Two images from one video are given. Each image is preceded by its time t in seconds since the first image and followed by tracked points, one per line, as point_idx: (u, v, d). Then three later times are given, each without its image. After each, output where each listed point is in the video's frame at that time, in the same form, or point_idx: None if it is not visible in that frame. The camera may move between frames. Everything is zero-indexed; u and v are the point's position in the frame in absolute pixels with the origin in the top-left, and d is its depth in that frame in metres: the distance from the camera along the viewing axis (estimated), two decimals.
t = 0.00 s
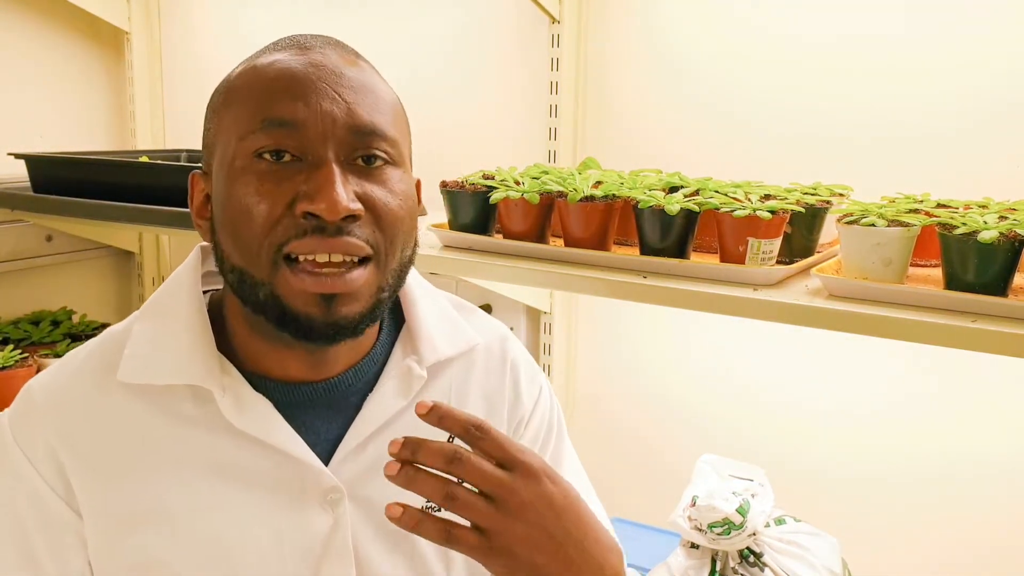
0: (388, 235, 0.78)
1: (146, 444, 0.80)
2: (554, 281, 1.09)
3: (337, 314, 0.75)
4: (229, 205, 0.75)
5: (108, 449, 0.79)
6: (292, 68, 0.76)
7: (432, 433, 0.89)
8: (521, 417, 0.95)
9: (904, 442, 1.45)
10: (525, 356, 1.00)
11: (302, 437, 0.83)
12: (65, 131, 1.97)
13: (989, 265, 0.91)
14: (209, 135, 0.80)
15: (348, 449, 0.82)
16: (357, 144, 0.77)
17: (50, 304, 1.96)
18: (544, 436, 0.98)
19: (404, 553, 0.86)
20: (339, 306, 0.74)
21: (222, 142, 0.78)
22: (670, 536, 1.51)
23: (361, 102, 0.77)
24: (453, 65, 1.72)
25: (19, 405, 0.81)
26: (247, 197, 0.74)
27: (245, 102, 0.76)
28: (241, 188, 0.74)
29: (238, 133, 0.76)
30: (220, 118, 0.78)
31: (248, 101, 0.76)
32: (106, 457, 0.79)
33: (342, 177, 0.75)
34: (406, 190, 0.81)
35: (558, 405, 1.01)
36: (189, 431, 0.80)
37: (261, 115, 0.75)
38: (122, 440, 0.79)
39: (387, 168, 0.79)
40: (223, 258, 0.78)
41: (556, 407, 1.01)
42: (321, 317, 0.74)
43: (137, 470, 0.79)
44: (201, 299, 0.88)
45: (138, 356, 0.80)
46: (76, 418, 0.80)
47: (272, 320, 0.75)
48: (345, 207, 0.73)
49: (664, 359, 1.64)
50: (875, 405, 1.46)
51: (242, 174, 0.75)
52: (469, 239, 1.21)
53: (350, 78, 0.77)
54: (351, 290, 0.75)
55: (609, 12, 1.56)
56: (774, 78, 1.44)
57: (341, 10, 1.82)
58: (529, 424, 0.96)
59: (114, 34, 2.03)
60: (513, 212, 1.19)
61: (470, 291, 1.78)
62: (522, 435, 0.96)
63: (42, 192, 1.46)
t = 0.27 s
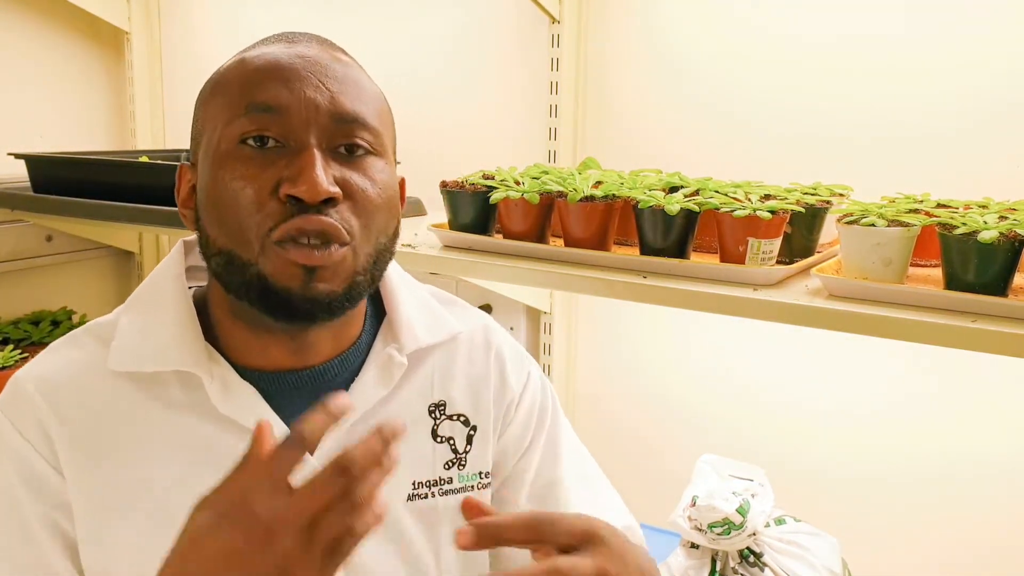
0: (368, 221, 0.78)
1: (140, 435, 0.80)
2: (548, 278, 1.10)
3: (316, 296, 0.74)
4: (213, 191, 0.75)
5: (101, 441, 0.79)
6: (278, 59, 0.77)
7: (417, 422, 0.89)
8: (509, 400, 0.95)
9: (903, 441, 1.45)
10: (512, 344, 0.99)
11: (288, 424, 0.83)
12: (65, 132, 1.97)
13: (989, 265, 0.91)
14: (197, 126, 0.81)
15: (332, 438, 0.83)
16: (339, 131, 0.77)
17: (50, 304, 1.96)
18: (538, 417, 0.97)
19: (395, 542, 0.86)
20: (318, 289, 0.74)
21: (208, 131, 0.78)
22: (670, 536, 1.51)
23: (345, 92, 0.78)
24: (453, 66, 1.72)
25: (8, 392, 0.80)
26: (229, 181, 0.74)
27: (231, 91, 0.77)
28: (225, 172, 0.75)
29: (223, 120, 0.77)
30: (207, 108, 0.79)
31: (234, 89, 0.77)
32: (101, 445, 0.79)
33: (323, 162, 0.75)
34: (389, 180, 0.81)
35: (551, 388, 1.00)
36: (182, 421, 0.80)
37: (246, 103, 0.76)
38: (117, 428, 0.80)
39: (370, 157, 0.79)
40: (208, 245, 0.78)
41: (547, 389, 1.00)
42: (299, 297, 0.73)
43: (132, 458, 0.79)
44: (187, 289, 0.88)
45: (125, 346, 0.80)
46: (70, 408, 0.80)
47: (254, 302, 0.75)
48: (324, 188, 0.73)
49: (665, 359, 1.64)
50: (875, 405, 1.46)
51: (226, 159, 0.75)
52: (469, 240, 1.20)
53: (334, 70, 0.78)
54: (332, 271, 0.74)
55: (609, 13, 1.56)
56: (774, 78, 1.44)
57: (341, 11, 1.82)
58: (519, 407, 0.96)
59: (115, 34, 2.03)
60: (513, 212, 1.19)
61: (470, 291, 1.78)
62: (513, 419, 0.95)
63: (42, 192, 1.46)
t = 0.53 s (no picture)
0: (379, 244, 0.78)
1: (146, 434, 0.79)
2: (547, 278, 1.10)
3: (326, 321, 0.75)
4: (224, 204, 0.75)
5: (107, 440, 0.79)
6: (295, 70, 0.76)
7: (422, 424, 0.89)
8: (503, 404, 0.95)
9: (903, 441, 1.45)
10: (508, 347, 0.99)
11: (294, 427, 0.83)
12: (65, 132, 1.97)
13: (989, 265, 0.91)
14: (209, 129, 0.80)
15: (340, 436, 0.82)
16: (355, 151, 0.76)
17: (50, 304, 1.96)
18: (526, 421, 0.97)
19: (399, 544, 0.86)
20: (327, 313, 0.75)
21: (221, 138, 0.77)
22: (670, 536, 1.51)
23: (362, 109, 0.77)
24: (453, 66, 1.72)
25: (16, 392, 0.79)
26: (241, 197, 0.74)
27: (246, 101, 0.75)
28: (237, 188, 0.74)
29: (236, 131, 0.75)
30: (221, 113, 0.78)
31: (249, 99, 0.75)
32: (110, 448, 0.79)
33: (338, 184, 0.75)
34: (401, 200, 0.80)
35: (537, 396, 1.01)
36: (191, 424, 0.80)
37: (260, 115, 0.74)
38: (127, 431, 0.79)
39: (384, 176, 0.79)
40: (217, 255, 0.78)
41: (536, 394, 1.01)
42: (309, 322, 0.74)
43: (142, 462, 0.79)
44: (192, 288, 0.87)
45: (134, 347, 0.80)
46: (74, 407, 0.78)
47: (260, 320, 0.76)
48: (338, 215, 0.72)
49: (664, 359, 1.64)
50: (875, 405, 1.46)
51: (239, 173, 0.74)
52: (469, 240, 1.20)
53: (352, 85, 0.77)
54: (341, 298, 0.75)
55: (608, 13, 1.56)
56: (774, 78, 1.44)
57: (341, 11, 1.82)
58: (511, 410, 0.96)
59: (114, 34, 2.03)
60: (513, 212, 1.19)
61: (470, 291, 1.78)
62: (504, 422, 0.95)
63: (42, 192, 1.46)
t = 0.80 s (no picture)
0: (389, 264, 0.78)
1: (141, 442, 0.79)
2: (548, 279, 1.09)
3: (335, 341, 0.75)
4: (233, 222, 0.75)
5: (100, 449, 0.78)
6: (310, 90, 0.75)
7: (424, 432, 0.89)
8: (507, 410, 0.95)
9: (903, 441, 1.45)
10: (512, 352, 0.99)
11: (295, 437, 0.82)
12: (65, 132, 1.97)
13: (989, 265, 0.91)
14: (217, 140, 0.79)
15: (340, 447, 0.82)
16: (368, 173, 0.76)
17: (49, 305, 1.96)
18: (530, 428, 0.98)
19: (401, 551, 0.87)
20: (337, 334, 0.75)
21: (230, 152, 0.76)
22: (670, 536, 1.51)
23: (375, 131, 0.76)
24: (453, 66, 1.71)
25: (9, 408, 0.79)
26: (252, 217, 0.74)
27: (256, 118, 0.75)
28: (246, 208, 0.74)
29: (247, 148, 0.75)
30: (230, 126, 0.77)
31: (263, 116, 0.75)
32: (102, 461, 0.78)
33: (350, 209, 0.74)
34: (412, 219, 0.80)
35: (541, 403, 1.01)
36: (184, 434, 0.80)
37: (273, 135, 0.74)
38: (119, 444, 0.79)
39: (396, 197, 0.78)
40: (222, 269, 0.77)
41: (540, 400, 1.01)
42: (318, 343, 0.75)
43: (135, 474, 0.79)
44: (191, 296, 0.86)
45: (131, 360, 0.79)
46: (66, 417, 0.78)
47: (267, 338, 0.76)
48: (350, 242, 0.72)
49: (664, 360, 1.64)
50: (875, 405, 1.46)
51: (249, 193, 0.74)
52: (469, 240, 1.21)
53: (367, 105, 0.76)
54: (350, 320, 0.75)
55: (608, 12, 1.56)
56: (774, 78, 1.44)
57: (341, 11, 1.82)
58: (516, 417, 0.96)
59: (114, 34, 2.03)
60: (512, 212, 1.19)
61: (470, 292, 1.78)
62: (509, 429, 0.95)
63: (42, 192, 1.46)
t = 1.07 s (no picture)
0: (383, 257, 0.77)
1: (139, 443, 0.79)
2: (549, 280, 1.09)
3: (331, 337, 0.75)
4: (225, 219, 0.75)
5: (98, 450, 0.78)
6: (296, 85, 0.75)
7: (424, 436, 0.88)
8: (510, 414, 0.95)
9: (903, 441, 1.45)
10: (514, 356, 0.99)
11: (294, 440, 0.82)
12: (65, 131, 1.97)
13: (989, 265, 0.91)
14: (207, 141, 0.79)
15: (340, 451, 0.81)
16: (357, 166, 0.76)
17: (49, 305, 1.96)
18: (531, 433, 0.98)
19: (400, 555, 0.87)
20: (332, 330, 0.75)
21: (220, 152, 0.77)
22: (670, 536, 1.51)
23: (364, 123, 0.76)
24: (453, 66, 1.71)
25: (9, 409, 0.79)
26: (243, 214, 0.74)
27: (244, 115, 0.75)
28: (237, 205, 0.74)
29: (237, 146, 0.75)
30: (219, 125, 0.77)
31: (250, 113, 0.75)
32: (101, 463, 0.78)
33: (341, 202, 0.74)
34: (405, 211, 0.80)
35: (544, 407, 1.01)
36: (182, 436, 0.80)
37: (261, 131, 0.74)
38: (117, 446, 0.79)
39: (387, 190, 0.78)
40: (217, 269, 0.78)
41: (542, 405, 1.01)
42: (312, 340, 0.75)
43: (133, 476, 0.79)
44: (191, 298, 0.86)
45: (130, 362, 0.79)
46: (63, 418, 0.78)
47: (263, 337, 0.76)
48: (341, 235, 0.72)
49: (664, 360, 1.64)
50: (874, 405, 1.46)
51: (240, 190, 0.74)
52: (469, 240, 1.20)
53: (354, 98, 0.76)
54: (345, 313, 0.75)
55: (608, 12, 1.56)
56: (774, 78, 1.44)
57: (341, 11, 1.82)
58: (518, 422, 0.96)
59: (114, 34, 2.03)
60: (512, 212, 1.19)
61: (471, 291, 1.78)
62: (511, 433, 0.96)
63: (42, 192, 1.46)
